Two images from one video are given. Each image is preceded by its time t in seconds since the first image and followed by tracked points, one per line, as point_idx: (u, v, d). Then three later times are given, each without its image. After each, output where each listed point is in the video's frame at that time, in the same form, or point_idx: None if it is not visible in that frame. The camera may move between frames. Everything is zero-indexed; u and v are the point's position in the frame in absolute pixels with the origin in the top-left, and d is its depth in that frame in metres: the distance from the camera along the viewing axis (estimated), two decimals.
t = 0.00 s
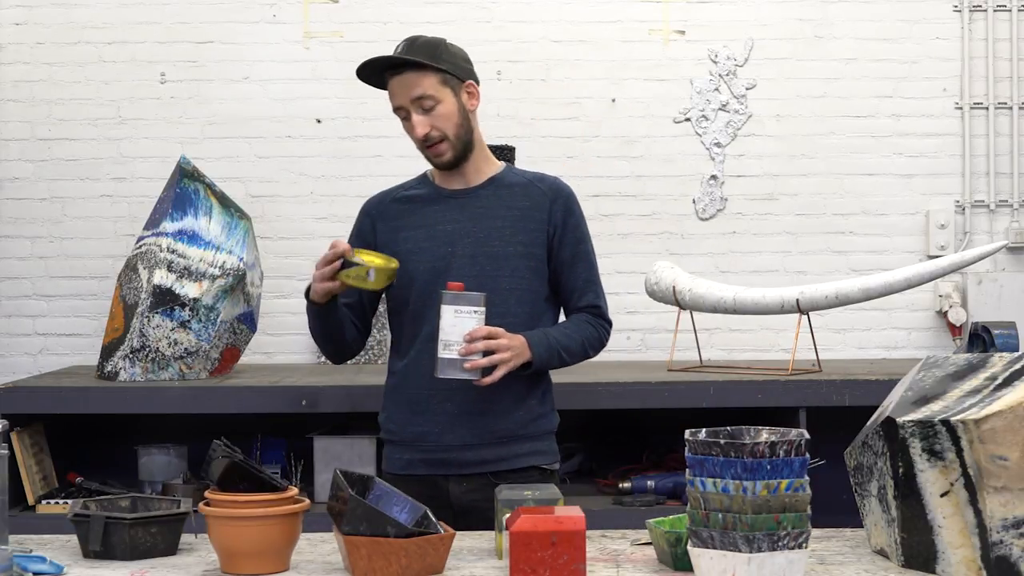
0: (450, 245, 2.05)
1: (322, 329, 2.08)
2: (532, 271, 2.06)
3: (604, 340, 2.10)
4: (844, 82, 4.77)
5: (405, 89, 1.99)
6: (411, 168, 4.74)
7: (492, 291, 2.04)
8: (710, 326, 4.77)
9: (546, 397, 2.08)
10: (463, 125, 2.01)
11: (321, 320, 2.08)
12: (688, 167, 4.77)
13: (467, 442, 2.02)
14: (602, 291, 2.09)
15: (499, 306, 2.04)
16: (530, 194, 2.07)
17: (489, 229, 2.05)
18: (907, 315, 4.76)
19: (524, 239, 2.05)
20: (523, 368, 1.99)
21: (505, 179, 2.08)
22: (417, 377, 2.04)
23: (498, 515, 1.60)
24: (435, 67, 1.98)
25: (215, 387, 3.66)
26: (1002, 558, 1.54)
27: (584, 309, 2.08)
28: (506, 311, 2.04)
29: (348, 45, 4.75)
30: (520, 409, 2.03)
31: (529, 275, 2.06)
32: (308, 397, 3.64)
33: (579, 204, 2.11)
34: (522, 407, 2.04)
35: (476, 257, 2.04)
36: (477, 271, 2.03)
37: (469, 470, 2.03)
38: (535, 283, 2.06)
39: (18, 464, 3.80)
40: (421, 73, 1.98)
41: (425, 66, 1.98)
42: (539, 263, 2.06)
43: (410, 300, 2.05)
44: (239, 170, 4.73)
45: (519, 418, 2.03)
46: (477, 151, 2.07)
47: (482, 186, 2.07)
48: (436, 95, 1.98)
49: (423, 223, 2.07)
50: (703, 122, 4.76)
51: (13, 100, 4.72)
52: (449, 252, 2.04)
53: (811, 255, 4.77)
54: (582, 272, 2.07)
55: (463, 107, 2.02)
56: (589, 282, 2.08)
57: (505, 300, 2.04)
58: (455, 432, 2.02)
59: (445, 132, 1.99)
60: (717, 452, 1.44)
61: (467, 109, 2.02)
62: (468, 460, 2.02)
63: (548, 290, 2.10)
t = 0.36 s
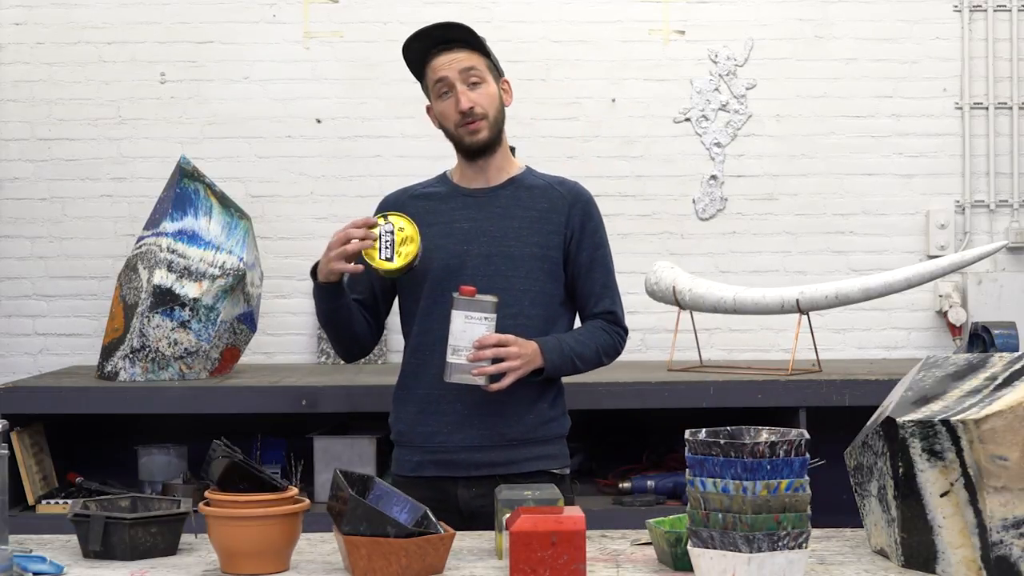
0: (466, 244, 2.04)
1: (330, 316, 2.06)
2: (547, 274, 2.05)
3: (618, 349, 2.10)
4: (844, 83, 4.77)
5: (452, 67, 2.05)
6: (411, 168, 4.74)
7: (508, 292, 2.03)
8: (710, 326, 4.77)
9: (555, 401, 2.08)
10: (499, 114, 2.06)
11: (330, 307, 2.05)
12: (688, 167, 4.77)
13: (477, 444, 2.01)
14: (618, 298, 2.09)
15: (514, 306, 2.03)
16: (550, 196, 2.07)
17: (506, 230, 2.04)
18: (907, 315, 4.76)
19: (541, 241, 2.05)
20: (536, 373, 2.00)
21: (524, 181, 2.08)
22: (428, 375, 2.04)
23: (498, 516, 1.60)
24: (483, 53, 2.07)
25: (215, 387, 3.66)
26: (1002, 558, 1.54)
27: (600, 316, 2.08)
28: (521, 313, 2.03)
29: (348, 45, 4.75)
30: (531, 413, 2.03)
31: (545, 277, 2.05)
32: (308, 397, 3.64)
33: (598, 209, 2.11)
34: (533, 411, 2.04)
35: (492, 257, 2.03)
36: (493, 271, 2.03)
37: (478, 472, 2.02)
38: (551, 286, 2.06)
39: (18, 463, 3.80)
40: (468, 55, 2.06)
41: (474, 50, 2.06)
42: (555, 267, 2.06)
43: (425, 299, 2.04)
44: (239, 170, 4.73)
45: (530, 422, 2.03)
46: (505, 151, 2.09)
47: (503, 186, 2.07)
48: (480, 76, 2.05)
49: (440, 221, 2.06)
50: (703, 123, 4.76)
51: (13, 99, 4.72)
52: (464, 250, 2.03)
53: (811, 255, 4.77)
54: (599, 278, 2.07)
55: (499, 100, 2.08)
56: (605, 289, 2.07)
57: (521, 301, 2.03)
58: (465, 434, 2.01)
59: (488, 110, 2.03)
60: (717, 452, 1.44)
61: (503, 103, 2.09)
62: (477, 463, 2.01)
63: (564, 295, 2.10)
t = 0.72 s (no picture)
0: (468, 243, 2.04)
1: (361, 336, 2.04)
2: (548, 275, 2.05)
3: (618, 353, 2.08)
4: (843, 83, 4.77)
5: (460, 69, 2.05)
6: (411, 168, 4.74)
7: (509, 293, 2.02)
8: (709, 326, 4.77)
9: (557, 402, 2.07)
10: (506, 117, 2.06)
11: (362, 330, 2.03)
12: (688, 166, 4.78)
13: (478, 443, 2.01)
14: (619, 303, 2.08)
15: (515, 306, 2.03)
16: (552, 199, 2.06)
17: (508, 231, 2.04)
18: (907, 315, 4.76)
19: (544, 242, 2.05)
20: (541, 355, 1.98)
21: (529, 183, 2.08)
22: (431, 375, 2.04)
23: (498, 516, 1.60)
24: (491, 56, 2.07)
25: (214, 387, 3.66)
26: (1002, 558, 1.53)
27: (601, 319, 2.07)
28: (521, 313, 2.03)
29: (348, 45, 4.75)
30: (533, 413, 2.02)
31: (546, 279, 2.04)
32: (308, 397, 3.64)
33: (601, 213, 2.10)
34: (535, 410, 2.03)
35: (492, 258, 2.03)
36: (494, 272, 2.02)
37: (479, 472, 2.01)
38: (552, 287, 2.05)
39: (18, 463, 3.80)
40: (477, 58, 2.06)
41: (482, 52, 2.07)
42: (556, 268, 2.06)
43: (427, 299, 2.04)
44: (239, 170, 4.73)
45: (532, 422, 2.02)
46: (510, 152, 2.09)
47: (508, 186, 2.07)
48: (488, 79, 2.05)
49: (441, 220, 2.06)
50: (703, 122, 4.76)
51: (14, 100, 4.73)
52: (466, 249, 2.03)
53: (811, 255, 4.77)
54: (601, 282, 2.06)
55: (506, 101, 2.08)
56: (605, 293, 2.06)
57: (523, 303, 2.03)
58: (466, 433, 2.01)
59: (495, 112, 2.02)
60: (717, 452, 1.44)
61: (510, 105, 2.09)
62: (479, 462, 2.01)
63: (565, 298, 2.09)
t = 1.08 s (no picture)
0: (463, 244, 2.04)
1: (363, 342, 2.04)
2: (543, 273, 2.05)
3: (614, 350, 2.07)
4: (843, 83, 4.77)
5: (465, 81, 1.99)
6: (411, 167, 4.74)
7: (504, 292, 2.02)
8: (709, 326, 4.77)
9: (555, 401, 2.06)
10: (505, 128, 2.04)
11: (364, 335, 2.02)
12: (688, 166, 4.78)
13: (478, 442, 2.01)
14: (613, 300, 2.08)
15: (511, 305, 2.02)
16: (544, 197, 2.06)
17: (502, 230, 2.04)
18: (907, 315, 4.76)
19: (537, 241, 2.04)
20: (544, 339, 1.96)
21: (522, 182, 2.08)
22: (429, 376, 2.04)
23: (498, 516, 1.60)
24: (493, 65, 2.01)
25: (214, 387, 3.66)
26: (1002, 558, 1.53)
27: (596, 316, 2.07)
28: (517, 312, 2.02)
29: (348, 45, 4.75)
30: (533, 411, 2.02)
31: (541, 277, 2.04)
32: (308, 398, 3.64)
33: (594, 210, 2.10)
34: (534, 410, 2.03)
35: (486, 257, 2.03)
36: (489, 271, 2.02)
37: (479, 472, 2.01)
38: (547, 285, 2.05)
39: (18, 463, 3.80)
40: (481, 69, 2.00)
41: (486, 61, 2.00)
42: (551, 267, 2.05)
43: (424, 300, 2.04)
44: (239, 170, 4.73)
45: (532, 421, 2.02)
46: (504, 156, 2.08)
47: (502, 187, 2.07)
48: (492, 92, 2.00)
49: (434, 221, 2.07)
50: (703, 122, 4.76)
51: (13, 100, 4.73)
52: (462, 249, 2.03)
53: (811, 255, 4.76)
54: (594, 279, 2.06)
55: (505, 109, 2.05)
56: (600, 291, 2.06)
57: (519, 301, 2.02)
58: (465, 433, 2.01)
59: (498, 128, 2.00)
60: (717, 452, 1.44)
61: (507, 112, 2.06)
62: (479, 461, 2.01)
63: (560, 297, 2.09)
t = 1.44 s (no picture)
0: (457, 244, 2.04)
1: (362, 343, 2.04)
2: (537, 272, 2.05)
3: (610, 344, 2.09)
4: (843, 83, 4.77)
5: (466, 82, 1.98)
6: (410, 167, 4.74)
7: (499, 291, 2.02)
8: (709, 326, 4.77)
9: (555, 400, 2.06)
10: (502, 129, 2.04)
11: (363, 335, 2.02)
12: (688, 166, 4.77)
13: (478, 441, 2.01)
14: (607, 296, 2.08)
15: (507, 304, 2.02)
16: (535, 196, 2.06)
17: (495, 229, 2.04)
18: (907, 315, 4.76)
19: (530, 239, 2.04)
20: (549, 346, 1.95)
21: (513, 181, 2.08)
22: (427, 377, 2.04)
23: (499, 516, 1.60)
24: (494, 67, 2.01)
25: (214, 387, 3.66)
26: (1002, 558, 1.53)
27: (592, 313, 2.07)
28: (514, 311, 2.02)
29: (348, 45, 4.75)
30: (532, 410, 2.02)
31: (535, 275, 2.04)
32: (308, 398, 3.64)
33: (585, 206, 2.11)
34: (533, 409, 2.03)
35: (481, 257, 2.03)
36: (484, 271, 2.02)
37: (480, 471, 2.01)
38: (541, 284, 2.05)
39: (18, 464, 3.80)
40: (483, 72, 1.99)
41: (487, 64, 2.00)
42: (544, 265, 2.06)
43: (420, 301, 2.04)
44: (239, 170, 4.73)
45: (531, 420, 2.02)
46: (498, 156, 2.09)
47: (493, 186, 2.07)
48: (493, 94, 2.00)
49: (426, 223, 2.07)
50: (703, 122, 4.76)
51: (13, 100, 4.73)
52: (457, 250, 2.03)
53: (811, 255, 4.76)
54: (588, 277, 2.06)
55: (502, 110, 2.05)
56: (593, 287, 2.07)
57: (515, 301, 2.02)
58: (464, 432, 2.02)
59: (497, 131, 2.00)
60: (717, 452, 1.44)
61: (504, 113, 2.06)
62: (479, 460, 2.01)
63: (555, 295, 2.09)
